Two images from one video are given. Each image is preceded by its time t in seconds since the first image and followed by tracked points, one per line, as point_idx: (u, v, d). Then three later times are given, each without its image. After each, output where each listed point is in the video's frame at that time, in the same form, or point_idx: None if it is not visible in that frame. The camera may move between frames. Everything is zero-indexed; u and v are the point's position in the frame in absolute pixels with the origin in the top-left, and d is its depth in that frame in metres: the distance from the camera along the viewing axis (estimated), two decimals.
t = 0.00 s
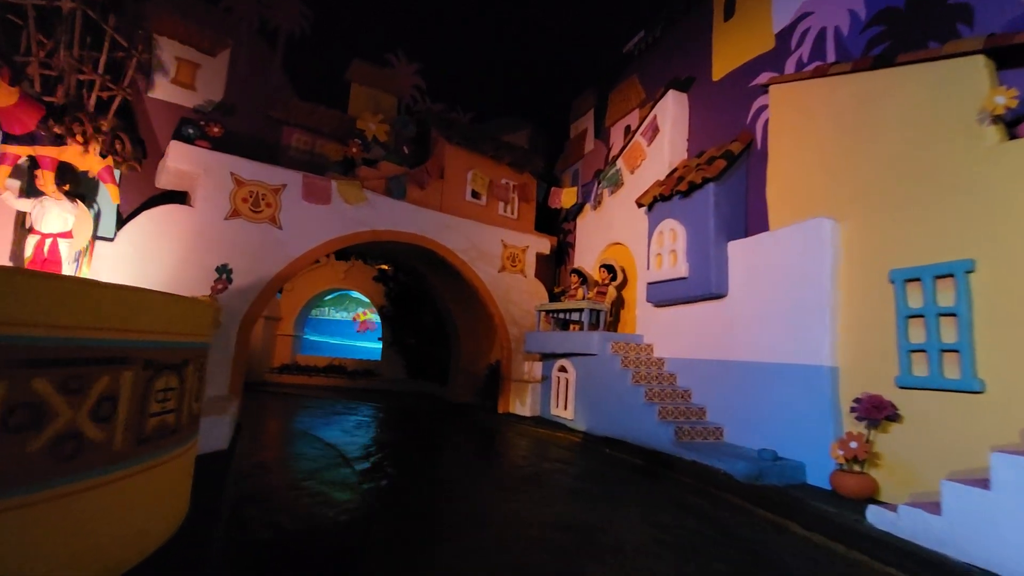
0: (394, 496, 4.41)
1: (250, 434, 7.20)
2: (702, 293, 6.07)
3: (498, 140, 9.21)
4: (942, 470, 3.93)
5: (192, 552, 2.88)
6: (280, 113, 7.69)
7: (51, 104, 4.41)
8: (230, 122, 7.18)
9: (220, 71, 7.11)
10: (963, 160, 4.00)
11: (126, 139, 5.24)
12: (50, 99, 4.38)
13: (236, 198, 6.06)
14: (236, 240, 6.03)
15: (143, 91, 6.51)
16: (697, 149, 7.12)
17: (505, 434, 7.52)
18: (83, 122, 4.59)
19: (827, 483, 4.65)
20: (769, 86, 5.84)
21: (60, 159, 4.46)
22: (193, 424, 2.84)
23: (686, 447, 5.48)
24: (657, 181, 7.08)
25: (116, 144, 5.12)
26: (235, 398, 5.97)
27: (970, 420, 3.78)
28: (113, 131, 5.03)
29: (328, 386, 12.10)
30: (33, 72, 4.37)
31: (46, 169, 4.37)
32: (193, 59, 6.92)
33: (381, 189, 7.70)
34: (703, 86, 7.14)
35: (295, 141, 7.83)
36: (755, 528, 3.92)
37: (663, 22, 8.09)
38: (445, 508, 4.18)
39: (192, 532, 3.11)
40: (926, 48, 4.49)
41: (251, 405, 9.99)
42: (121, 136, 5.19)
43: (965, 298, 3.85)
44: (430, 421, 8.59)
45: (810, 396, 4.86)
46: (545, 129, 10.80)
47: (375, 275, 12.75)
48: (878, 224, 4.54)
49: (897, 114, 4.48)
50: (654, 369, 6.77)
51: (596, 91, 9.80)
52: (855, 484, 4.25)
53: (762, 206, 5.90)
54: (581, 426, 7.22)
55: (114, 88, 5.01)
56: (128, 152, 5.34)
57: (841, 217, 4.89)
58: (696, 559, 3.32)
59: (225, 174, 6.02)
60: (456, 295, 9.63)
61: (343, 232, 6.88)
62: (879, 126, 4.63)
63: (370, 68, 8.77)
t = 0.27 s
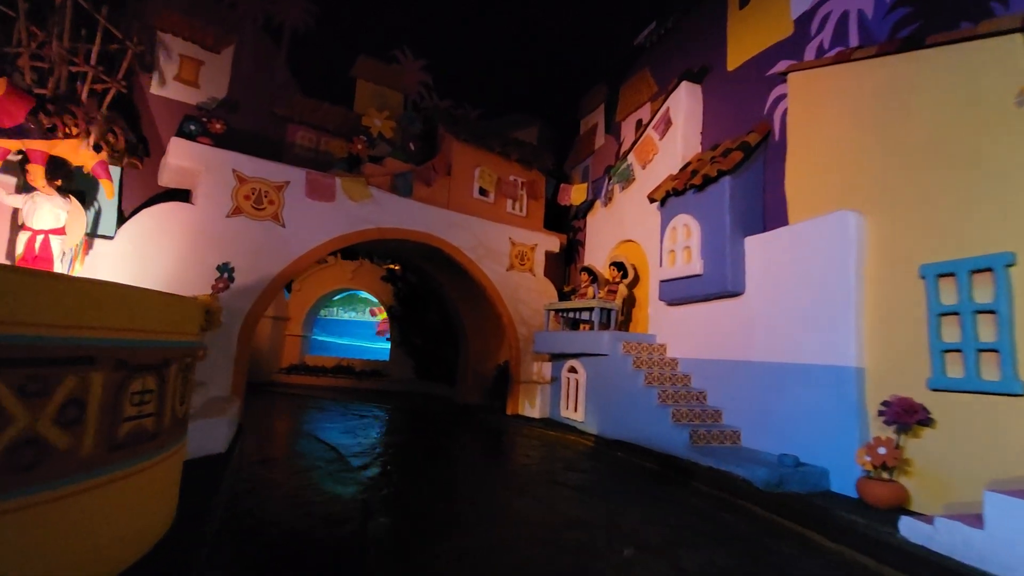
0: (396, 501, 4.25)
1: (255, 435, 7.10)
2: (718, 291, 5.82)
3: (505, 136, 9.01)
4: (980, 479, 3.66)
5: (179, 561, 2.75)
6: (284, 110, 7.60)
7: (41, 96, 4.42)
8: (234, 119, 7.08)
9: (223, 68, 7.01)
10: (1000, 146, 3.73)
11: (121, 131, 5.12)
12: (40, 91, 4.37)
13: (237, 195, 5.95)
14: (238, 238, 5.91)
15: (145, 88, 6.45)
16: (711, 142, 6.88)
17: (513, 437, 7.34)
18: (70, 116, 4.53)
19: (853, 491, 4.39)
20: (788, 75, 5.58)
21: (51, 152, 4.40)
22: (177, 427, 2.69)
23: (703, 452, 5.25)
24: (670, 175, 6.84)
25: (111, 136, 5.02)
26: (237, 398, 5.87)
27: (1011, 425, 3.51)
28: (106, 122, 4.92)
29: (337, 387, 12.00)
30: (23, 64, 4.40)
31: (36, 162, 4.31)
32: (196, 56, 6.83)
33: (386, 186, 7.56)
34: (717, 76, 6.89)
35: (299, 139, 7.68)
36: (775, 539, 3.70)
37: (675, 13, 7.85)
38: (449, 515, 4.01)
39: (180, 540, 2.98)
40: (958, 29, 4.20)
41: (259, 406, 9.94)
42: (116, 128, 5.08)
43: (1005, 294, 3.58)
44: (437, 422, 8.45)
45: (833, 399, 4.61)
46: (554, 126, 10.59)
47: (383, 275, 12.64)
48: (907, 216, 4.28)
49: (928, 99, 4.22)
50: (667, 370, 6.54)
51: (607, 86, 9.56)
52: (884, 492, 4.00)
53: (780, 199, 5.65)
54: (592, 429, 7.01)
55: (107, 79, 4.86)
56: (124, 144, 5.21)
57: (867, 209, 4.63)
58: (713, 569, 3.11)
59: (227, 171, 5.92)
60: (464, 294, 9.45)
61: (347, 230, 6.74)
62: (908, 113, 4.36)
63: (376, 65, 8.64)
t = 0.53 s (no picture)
0: (397, 507, 4.09)
1: (260, 437, 7.00)
2: (734, 289, 5.58)
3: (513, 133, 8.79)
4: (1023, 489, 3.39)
5: (171, 567, 2.69)
6: (289, 107, 7.47)
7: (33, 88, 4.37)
8: (237, 117, 6.98)
9: (226, 64, 6.91)
10: None
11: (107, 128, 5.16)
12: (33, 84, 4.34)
13: (239, 192, 5.84)
14: (240, 236, 5.79)
15: (147, 85, 6.38)
16: (726, 135, 6.63)
17: (522, 439, 7.15)
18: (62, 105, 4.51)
19: (881, 501, 4.13)
20: (808, 61, 5.32)
21: (41, 146, 4.29)
22: (158, 430, 2.54)
23: (719, 457, 5.01)
24: (683, 169, 6.61)
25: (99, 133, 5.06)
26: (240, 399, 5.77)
27: None
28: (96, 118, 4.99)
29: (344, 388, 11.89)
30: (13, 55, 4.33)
31: (27, 156, 4.22)
32: (198, 52, 6.73)
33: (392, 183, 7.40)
34: (733, 66, 6.64)
35: (304, 136, 7.60)
36: (799, 552, 3.47)
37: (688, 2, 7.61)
38: (452, 522, 3.83)
39: (168, 548, 2.85)
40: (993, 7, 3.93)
41: (267, 408, 9.86)
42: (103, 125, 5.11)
43: None
44: (444, 424, 8.28)
45: (859, 402, 4.35)
46: (563, 121, 10.37)
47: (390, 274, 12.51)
48: (938, 207, 4.01)
49: (961, 82, 3.95)
50: (681, 370, 6.30)
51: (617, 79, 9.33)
52: (916, 502, 3.74)
53: (800, 192, 5.39)
54: (603, 432, 6.79)
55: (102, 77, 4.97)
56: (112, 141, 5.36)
57: (894, 201, 4.36)
58: None
59: (228, 168, 5.81)
60: (472, 293, 9.27)
61: (351, 227, 6.59)
62: (939, 98, 4.10)
63: (382, 60, 8.49)
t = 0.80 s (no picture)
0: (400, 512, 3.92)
1: (264, 440, 6.89)
2: (751, 286, 5.33)
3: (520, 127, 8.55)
4: None
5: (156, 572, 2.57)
6: (292, 103, 7.34)
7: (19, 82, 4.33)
8: (241, 113, 6.88)
9: (229, 60, 6.81)
10: None
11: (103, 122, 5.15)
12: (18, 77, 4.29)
13: (240, 189, 5.72)
14: (241, 234, 5.67)
15: (149, 82, 6.30)
16: (742, 126, 6.37)
17: (530, 442, 6.95)
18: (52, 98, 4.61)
19: (913, 510, 3.88)
20: (829, 47, 5.06)
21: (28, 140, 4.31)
22: (141, 437, 2.38)
23: (737, 462, 4.77)
24: (697, 162, 6.37)
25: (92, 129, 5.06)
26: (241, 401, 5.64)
27: None
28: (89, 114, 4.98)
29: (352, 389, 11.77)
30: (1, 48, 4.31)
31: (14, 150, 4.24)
32: (201, 48, 6.64)
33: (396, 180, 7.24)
34: (748, 55, 6.39)
35: (308, 133, 7.47)
36: (823, 564, 3.25)
37: None
38: (455, 530, 3.65)
39: (157, 556, 2.72)
40: None
41: (274, 409, 9.76)
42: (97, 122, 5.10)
43: None
44: (452, 427, 8.11)
45: (888, 405, 4.10)
46: (573, 117, 10.15)
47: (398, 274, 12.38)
48: (974, 197, 3.75)
49: (998, 63, 3.69)
50: (695, 371, 6.06)
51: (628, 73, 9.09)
52: (952, 513, 3.49)
53: (821, 184, 5.14)
54: (614, 435, 6.56)
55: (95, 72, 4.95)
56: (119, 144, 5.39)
57: (925, 191, 4.10)
58: None
59: (229, 164, 5.68)
60: (480, 293, 9.09)
61: (356, 225, 6.45)
62: (974, 80, 3.83)
63: (387, 55, 8.35)
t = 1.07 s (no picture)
0: (400, 520, 3.75)
1: (269, 441, 6.78)
2: (770, 283, 5.08)
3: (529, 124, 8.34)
4: None
5: None
6: (296, 99, 7.21)
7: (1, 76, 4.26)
8: (243, 109, 6.77)
9: (232, 56, 6.70)
10: None
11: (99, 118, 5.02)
12: None
13: (240, 185, 5.59)
14: (242, 231, 5.55)
15: (150, 78, 6.22)
16: (759, 117, 6.11)
17: (539, 445, 6.76)
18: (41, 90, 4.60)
19: (948, 522, 3.63)
20: (852, 30, 4.80)
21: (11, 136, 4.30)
22: (116, 444, 2.22)
23: (756, 468, 4.54)
24: (711, 154, 6.12)
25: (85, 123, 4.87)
26: (243, 402, 5.53)
27: None
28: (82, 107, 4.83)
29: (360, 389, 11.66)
30: None
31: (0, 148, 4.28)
32: (203, 44, 6.54)
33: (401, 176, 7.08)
34: (765, 43, 6.13)
35: (312, 130, 7.33)
36: None
37: None
38: (456, 541, 3.47)
39: (139, 568, 2.58)
40: None
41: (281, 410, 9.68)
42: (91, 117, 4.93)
43: None
44: (459, 429, 7.95)
45: (919, 409, 3.84)
46: (582, 112, 9.92)
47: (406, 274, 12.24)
48: (1014, 185, 3.48)
49: None
50: (710, 372, 5.81)
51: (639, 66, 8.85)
52: (992, 526, 3.23)
53: (845, 176, 4.88)
54: (626, 438, 6.34)
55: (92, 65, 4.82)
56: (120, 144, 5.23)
57: (958, 180, 3.84)
58: None
59: (229, 160, 5.56)
60: (487, 291, 8.90)
61: (359, 222, 6.31)
62: (1013, 60, 3.57)
63: (393, 50, 8.20)
